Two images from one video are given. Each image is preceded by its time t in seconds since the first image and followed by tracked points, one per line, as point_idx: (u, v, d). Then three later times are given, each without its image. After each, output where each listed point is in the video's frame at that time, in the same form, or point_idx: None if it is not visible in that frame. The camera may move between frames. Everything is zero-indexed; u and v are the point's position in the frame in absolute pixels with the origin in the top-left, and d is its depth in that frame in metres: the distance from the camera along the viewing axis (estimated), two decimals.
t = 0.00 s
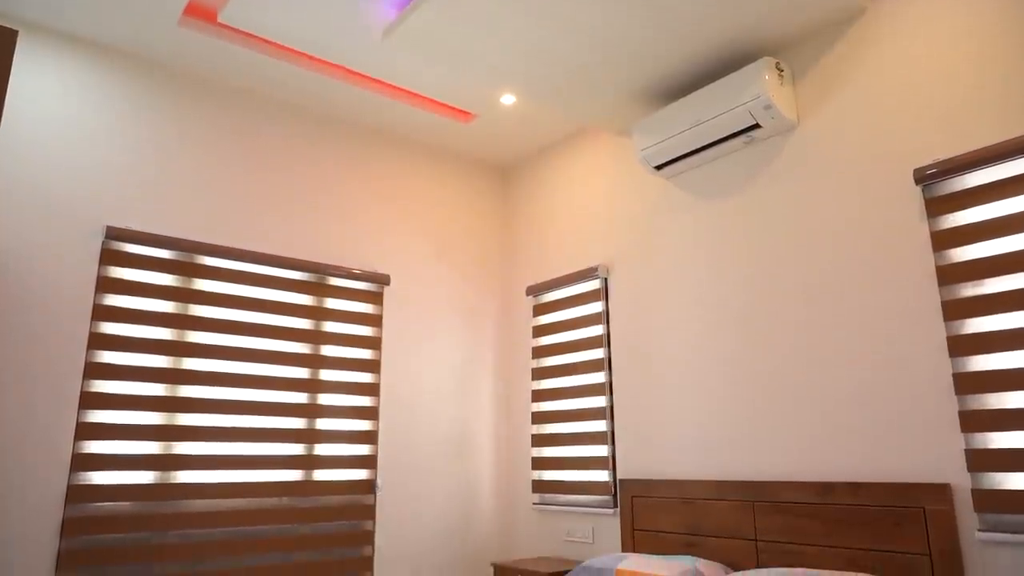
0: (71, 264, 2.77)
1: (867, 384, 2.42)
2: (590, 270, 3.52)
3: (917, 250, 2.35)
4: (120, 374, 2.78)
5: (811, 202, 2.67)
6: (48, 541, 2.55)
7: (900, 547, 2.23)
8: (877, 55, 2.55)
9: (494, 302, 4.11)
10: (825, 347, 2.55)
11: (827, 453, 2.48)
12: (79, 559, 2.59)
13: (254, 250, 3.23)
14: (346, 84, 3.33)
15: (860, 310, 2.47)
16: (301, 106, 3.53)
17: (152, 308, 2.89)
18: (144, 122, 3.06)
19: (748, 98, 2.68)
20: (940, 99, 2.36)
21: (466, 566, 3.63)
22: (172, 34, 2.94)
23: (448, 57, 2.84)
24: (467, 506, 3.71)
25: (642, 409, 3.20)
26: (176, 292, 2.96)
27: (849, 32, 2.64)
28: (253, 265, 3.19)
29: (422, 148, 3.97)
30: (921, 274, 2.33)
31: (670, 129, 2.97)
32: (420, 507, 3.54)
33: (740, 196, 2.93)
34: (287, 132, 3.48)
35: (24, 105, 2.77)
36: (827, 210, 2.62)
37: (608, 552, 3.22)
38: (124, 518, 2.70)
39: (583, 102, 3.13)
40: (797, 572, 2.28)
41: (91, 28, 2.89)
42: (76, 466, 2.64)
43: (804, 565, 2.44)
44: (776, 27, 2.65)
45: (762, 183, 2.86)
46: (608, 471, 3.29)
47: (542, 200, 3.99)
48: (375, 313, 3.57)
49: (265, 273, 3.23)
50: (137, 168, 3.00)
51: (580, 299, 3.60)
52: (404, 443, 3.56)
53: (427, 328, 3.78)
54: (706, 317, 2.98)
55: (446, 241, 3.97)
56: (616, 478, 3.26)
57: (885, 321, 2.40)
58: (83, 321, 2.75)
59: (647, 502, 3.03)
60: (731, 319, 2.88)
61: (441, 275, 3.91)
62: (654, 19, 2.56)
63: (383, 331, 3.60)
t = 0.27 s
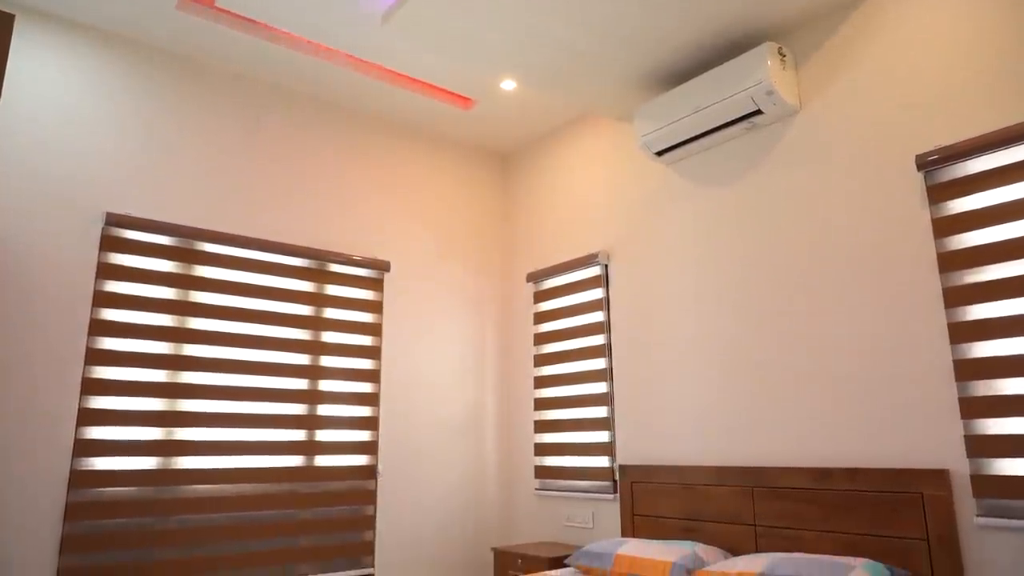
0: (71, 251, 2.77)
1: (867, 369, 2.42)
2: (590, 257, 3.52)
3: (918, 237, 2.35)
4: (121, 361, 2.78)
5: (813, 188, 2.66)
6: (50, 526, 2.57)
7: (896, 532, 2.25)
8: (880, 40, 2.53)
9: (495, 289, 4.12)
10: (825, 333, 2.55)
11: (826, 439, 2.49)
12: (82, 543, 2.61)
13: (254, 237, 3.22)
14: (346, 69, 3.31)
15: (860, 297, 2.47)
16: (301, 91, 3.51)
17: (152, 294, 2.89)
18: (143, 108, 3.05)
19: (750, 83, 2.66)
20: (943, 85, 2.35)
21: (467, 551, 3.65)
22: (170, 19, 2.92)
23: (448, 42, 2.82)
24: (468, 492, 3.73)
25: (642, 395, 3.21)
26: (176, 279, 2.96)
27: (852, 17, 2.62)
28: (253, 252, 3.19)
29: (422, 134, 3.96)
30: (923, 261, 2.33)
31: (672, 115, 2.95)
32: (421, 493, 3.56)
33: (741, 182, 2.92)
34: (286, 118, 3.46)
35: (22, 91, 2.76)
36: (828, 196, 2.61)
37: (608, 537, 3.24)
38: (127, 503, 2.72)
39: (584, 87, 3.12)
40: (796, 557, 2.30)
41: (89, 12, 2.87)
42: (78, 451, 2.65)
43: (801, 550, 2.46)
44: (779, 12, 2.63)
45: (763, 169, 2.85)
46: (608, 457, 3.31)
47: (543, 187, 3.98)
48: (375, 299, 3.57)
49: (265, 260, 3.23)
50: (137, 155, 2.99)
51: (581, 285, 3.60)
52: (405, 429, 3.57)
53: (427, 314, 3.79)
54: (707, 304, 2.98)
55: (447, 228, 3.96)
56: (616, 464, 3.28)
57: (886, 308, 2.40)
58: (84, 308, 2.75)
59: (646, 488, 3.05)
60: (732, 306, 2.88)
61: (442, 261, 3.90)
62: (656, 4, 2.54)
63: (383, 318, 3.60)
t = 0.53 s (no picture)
0: (71, 237, 2.76)
1: (867, 355, 2.43)
2: (591, 243, 3.52)
3: (919, 223, 2.34)
4: (121, 347, 2.79)
5: (814, 174, 2.66)
6: (52, 512, 2.58)
7: (894, 516, 2.26)
8: (883, 25, 2.51)
9: (495, 275, 4.12)
10: (826, 319, 2.56)
11: (826, 423, 2.50)
12: (84, 528, 2.62)
13: (254, 223, 3.22)
14: (346, 54, 3.29)
15: (860, 282, 2.47)
16: (300, 76, 3.49)
17: (152, 280, 2.89)
18: (142, 94, 3.03)
19: (751, 69, 2.65)
20: (946, 70, 2.33)
21: (467, 536, 3.68)
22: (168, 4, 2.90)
23: (447, 26, 2.81)
24: (468, 477, 3.75)
25: (643, 381, 3.22)
26: (176, 265, 2.96)
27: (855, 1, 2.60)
28: (253, 238, 3.19)
29: (423, 120, 3.94)
30: (923, 246, 2.32)
31: (673, 100, 2.94)
32: (422, 478, 3.58)
33: (742, 168, 2.92)
34: (286, 103, 3.45)
35: (20, 77, 2.75)
36: (830, 182, 2.61)
37: (608, 521, 3.26)
38: (129, 488, 2.73)
39: (585, 73, 3.10)
40: (794, 541, 2.31)
41: None
42: (79, 437, 2.66)
43: (800, 534, 2.47)
44: None
45: (764, 155, 2.84)
46: (608, 442, 3.32)
47: (543, 173, 3.97)
48: (376, 286, 3.57)
49: (265, 246, 3.23)
50: (136, 141, 2.98)
51: (581, 272, 3.60)
52: (406, 415, 3.59)
53: (428, 301, 3.79)
54: (707, 289, 2.98)
55: (447, 214, 3.96)
56: (616, 449, 3.29)
57: (886, 293, 2.40)
58: (84, 294, 2.75)
59: (646, 473, 3.06)
60: (732, 291, 2.88)
61: (442, 247, 3.90)
62: None
63: (384, 305, 3.60)
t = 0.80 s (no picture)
0: (69, 224, 2.76)
1: (867, 341, 2.43)
2: (591, 229, 3.51)
3: (920, 210, 2.34)
4: (122, 333, 2.79)
5: (815, 160, 2.65)
6: (55, 499, 2.60)
7: (891, 501, 2.27)
8: (886, 9, 2.49)
9: (495, 261, 4.11)
10: (826, 306, 2.56)
11: (824, 409, 2.51)
12: (86, 513, 2.64)
13: (253, 209, 3.21)
14: (344, 39, 3.27)
15: (861, 269, 2.47)
16: (299, 62, 3.46)
17: (152, 267, 2.89)
18: (139, 80, 3.01)
19: (753, 54, 2.63)
20: (949, 56, 2.31)
21: (467, 521, 3.70)
22: None
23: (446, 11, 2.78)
24: (468, 462, 3.77)
25: (642, 367, 3.22)
26: (176, 251, 2.96)
27: None
28: (253, 224, 3.18)
29: (422, 106, 3.92)
30: (924, 233, 2.32)
31: (674, 85, 2.92)
32: (423, 464, 3.59)
33: (743, 154, 2.90)
34: (285, 89, 3.43)
35: (17, 63, 2.73)
36: (831, 168, 2.59)
37: (607, 506, 3.28)
38: (131, 474, 2.75)
39: (585, 58, 3.08)
40: (792, 526, 2.33)
41: None
42: (81, 423, 2.67)
43: (798, 519, 2.49)
44: None
45: (766, 141, 2.83)
46: (608, 428, 3.33)
47: (544, 159, 3.95)
48: (375, 272, 3.57)
49: (264, 232, 3.22)
50: (134, 127, 2.97)
51: (581, 258, 3.59)
52: (406, 401, 3.60)
53: (428, 287, 3.79)
54: (707, 276, 2.98)
55: (447, 200, 3.95)
56: (616, 435, 3.30)
57: (886, 280, 2.40)
58: (83, 281, 2.75)
59: (645, 459, 3.07)
60: (732, 278, 2.88)
61: (442, 234, 3.90)
62: None
63: (384, 291, 3.60)
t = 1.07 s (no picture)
0: (68, 211, 2.75)
1: (867, 328, 2.43)
2: (591, 216, 3.50)
3: (921, 196, 2.33)
4: (122, 320, 2.80)
5: (817, 147, 2.64)
6: (58, 484, 2.61)
7: (890, 487, 2.28)
8: None
9: (495, 248, 4.11)
10: (826, 292, 2.56)
11: (823, 396, 2.52)
12: (89, 499, 2.65)
13: (252, 196, 3.20)
14: (344, 25, 3.25)
15: (861, 256, 2.47)
16: (298, 47, 3.44)
17: (152, 254, 2.89)
18: (137, 65, 3.00)
19: (755, 40, 2.62)
20: (952, 41, 2.30)
21: (468, 506, 3.72)
22: None
23: None
24: (469, 448, 3.79)
25: (642, 353, 3.23)
26: (176, 238, 2.96)
27: None
28: (252, 211, 3.18)
29: (422, 92, 3.90)
30: (925, 220, 2.32)
31: (675, 71, 2.90)
32: (423, 450, 3.61)
33: (745, 140, 2.89)
34: (284, 75, 3.41)
35: (15, 48, 2.72)
36: (833, 154, 2.59)
37: (607, 492, 3.30)
38: (133, 460, 2.76)
39: (586, 44, 3.06)
40: (791, 512, 2.34)
41: None
42: (83, 409, 2.68)
43: (797, 505, 2.50)
44: None
45: (767, 127, 2.82)
46: (608, 415, 3.35)
47: (544, 145, 3.94)
48: (375, 259, 3.57)
49: (264, 219, 3.22)
50: (133, 113, 2.96)
51: (581, 245, 3.59)
52: (406, 387, 3.61)
53: (428, 274, 3.79)
54: (708, 263, 2.98)
55: (447, 187, 3.94)
56: (616, 421, 3.31)
57: (887, 267, 2.40)
58: (84, 267, 2.75)
59: (645, 445, 3.08)
60: (732, 264, 2.88)
61: (442, 220, 3.89)
62: None
63: (384, 278, 3.60)
